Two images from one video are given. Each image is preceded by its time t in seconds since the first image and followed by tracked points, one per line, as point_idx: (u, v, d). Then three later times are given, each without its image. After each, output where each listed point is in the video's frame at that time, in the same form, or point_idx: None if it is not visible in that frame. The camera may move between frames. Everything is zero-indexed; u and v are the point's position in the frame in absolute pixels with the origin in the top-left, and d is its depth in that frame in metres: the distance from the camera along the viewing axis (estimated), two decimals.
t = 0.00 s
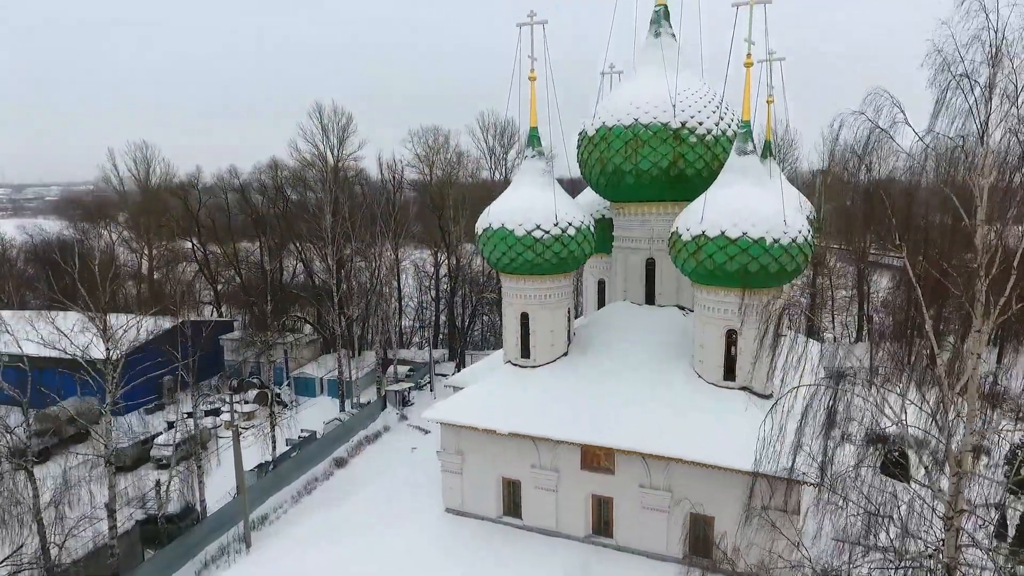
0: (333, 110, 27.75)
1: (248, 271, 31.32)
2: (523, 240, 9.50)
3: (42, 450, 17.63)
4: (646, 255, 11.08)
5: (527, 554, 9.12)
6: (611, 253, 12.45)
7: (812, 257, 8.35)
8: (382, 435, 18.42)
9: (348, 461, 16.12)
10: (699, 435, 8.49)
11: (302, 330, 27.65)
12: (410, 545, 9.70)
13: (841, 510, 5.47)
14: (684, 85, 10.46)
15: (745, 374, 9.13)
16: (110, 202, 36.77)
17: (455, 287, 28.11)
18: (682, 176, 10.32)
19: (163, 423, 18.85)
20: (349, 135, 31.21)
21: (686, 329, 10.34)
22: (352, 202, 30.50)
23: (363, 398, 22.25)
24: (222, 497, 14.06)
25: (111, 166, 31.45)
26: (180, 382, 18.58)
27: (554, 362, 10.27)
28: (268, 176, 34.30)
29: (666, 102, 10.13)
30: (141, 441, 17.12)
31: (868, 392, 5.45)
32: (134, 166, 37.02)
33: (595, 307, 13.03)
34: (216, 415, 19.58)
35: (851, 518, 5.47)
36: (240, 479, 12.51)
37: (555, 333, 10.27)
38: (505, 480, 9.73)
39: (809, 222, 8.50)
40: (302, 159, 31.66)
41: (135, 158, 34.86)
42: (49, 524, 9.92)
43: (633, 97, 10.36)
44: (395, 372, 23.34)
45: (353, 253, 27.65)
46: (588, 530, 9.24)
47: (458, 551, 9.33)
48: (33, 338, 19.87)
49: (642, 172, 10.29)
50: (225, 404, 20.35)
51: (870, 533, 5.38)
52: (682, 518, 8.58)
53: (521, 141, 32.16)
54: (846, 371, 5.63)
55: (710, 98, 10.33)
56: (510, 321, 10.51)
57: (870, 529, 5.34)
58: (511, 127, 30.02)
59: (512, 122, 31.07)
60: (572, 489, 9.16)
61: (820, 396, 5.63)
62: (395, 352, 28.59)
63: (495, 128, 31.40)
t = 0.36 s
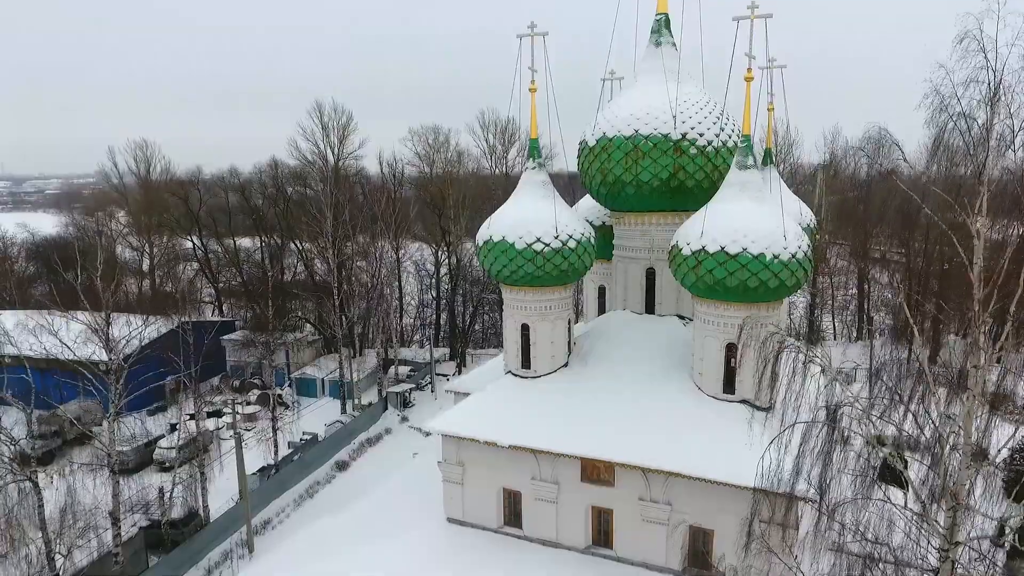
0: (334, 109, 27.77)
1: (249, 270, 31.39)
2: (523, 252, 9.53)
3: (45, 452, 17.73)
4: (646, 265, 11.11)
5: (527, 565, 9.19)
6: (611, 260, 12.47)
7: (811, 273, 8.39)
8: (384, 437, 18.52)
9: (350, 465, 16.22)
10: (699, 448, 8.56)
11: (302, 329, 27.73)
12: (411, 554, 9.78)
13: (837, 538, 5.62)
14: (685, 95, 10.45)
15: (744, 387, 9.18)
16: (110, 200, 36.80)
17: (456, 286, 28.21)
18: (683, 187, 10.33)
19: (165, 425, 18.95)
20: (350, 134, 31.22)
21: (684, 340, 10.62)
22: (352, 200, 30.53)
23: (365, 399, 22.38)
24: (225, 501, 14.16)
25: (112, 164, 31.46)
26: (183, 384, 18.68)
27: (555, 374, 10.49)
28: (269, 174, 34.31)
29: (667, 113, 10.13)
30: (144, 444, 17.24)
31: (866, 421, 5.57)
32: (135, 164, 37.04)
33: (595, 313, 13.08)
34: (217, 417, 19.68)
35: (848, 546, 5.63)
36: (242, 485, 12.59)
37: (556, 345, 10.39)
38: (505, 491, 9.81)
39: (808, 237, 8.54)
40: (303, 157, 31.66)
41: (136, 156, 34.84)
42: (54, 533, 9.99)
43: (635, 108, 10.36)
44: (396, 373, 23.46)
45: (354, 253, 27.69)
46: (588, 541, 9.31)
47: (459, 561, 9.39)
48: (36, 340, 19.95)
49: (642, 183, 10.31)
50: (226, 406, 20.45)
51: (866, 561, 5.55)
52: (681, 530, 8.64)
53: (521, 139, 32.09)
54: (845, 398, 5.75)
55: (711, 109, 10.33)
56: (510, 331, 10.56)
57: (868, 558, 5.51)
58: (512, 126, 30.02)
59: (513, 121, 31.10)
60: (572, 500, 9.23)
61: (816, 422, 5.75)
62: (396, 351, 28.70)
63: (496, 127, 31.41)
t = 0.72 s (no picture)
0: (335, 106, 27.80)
1: (250, 270, 31.44)
2: (523, 264, 9.57)
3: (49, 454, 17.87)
4: (646, 274, 11.14)
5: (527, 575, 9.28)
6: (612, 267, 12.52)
7: (810, 287, 8.44)
8: (385, 439, 18.65)
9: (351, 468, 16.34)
10: (697, 464, 8.62)
11: (303, 328, 27.85)
12: (412, 564, 9.87)
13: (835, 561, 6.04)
14: (685, 105, 10.45)
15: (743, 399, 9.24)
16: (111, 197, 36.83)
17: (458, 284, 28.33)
18: (683, 198, 10.35)
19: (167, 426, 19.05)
20: (350, 132, 31.20)
21: (683, 350, 10.69)
22: (353, 199, 30.57)
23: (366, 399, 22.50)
24: (228, 505, 14.29)
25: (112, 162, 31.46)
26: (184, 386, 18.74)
27: (555, 382, 10.56)
28: (269, 171, 34.31)
29: (667, 124, 10.14)
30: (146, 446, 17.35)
31: (859, 450, 6.03)
32: (135, 162, 37.06)
33: (594, 320, 13.13)
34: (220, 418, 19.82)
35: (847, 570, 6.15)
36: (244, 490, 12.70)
37: (556, 355, 10.46)
38: (505, 501, 9.89)
39: (807, 251, 8.57)
40: (303, 154, 31.64)
41: (135, 154, 34.83)
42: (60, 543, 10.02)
43: (635, 118, 10.37)
44: (397, 373, 23.57)
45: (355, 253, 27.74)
46: (588, 551, 9.41)
47: (460, 571, 9.47)
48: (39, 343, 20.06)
49: (642, 194, 10.33)
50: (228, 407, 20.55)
51: None
52: (679, 542, 8.72)
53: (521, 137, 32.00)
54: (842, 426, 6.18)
55: (711, 119, 10.32)
56: (511, 341, 10.61)
57: None
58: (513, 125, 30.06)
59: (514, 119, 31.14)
60: (572, 511, 9.32)
61: (813, 449, 6.08)
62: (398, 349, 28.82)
63: (497, 125, 31.42)
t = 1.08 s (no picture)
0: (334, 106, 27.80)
1: (251, 269, 31.50)
2: (523, 276, 9.62)
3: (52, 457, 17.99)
4: (646, 283, 11.17)
5: None
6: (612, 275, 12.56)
7: (808, 302, 8.49)
8: (387, 441, 18.76)
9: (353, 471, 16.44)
10: (697, 476, 8.68)
11: (305, 327, 27.96)
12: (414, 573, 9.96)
13: None
14: (685, 115, 10.45)
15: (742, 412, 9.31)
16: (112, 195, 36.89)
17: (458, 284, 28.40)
18: (683, 209, 10.37)
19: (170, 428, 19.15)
20: (350, 130, 31.23)
21: (683, 359, 10.74)
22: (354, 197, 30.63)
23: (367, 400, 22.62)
24: (230, 509, 14.40)
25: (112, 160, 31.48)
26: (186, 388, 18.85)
27: (555, 392, 10.61)
28: (269, 169, 34.34)
29: (667, 135, 10.15)
30: (149, 449, 17.46)
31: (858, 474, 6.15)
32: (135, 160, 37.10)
33: (595, 327, 13.18)
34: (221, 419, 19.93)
35: None
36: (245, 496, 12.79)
37: (556, 365, 10.52)
38: (506, 511, 9.98)
39: (806, 266, 8.62)
40: (303, 152, 31.65)
41: (135, 152, 34.88)
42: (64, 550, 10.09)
43: (635, 129, 10.38)
44: (398, 373, 23.67)
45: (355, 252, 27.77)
46: (588, 560, 9.50)
47: None
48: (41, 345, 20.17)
49: (642, 205, 10.36)
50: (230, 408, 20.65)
51: None
52: (679, 553, 8.80)
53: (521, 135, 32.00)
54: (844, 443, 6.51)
55: (711, 130, 10.33)
56: (511, 351, 10.67)
57: None
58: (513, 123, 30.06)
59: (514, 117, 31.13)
60: (572, 521, 9.40)
61: (813, 472, 6.20)
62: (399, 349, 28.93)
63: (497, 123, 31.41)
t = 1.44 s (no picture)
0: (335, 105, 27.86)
1: (252, 267, 31.57)
2: (524, 289, 9.66)
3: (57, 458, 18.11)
4: (645, 293, 11.22)
5: None
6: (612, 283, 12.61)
7: (806, 317, 8.54)
8: (388, 443, 18.90)
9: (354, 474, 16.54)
10: (694, 488, 8.79)
11: (305, 326, 28.06)
12: None
13: None
14: (686, 126, 10.44)
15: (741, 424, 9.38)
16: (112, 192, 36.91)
17: (459, 282, 28.49)
18: (683, 220, 10.40)
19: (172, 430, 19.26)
20: (350, 128, 31.28)
21: (682, 369, 10.79)
22: (354, 195, 30.69)
23: (369, 401, 22.76)
24: (233, 514, 14.53)
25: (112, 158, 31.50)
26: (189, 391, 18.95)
27: (554, 402, 10.69)
28: (269, 167, 34.37)
29: (667, 147, 10.16)
30: (152, 452, 17.55)
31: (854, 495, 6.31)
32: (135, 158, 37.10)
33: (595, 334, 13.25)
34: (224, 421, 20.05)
35: None
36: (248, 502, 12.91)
37: (556, 375, 10.59)
38: (506, 520, 10.07)
39: (805, 281, 8.67)
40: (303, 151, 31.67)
41: (135, 149, 34.86)
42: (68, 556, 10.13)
43: (636, 140, 10.38)
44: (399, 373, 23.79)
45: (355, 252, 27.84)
46: (588, 570, 9.60)
47: None
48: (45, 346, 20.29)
49: (642, 216, 10.39)
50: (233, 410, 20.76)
51: None
52: (678, 565, 8.90)
53: (521, 133, 32.00)
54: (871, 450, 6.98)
55: (712, 141, 10.33)
56: (511, 361, 10.74)
57: None
58: (514, 122, 30.07)
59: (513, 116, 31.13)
60: (572, 531, 9.50)
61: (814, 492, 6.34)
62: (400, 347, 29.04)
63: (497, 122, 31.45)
